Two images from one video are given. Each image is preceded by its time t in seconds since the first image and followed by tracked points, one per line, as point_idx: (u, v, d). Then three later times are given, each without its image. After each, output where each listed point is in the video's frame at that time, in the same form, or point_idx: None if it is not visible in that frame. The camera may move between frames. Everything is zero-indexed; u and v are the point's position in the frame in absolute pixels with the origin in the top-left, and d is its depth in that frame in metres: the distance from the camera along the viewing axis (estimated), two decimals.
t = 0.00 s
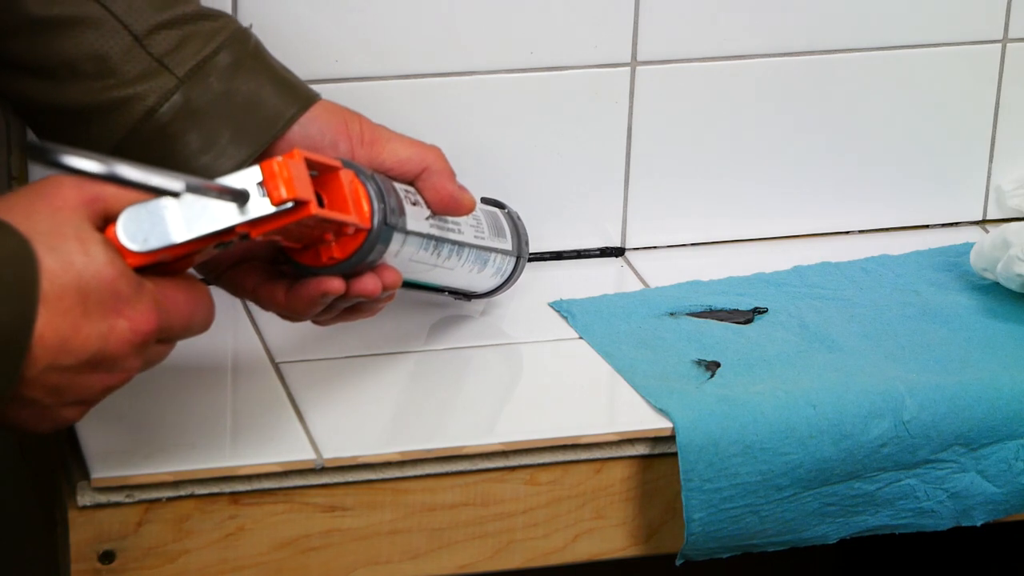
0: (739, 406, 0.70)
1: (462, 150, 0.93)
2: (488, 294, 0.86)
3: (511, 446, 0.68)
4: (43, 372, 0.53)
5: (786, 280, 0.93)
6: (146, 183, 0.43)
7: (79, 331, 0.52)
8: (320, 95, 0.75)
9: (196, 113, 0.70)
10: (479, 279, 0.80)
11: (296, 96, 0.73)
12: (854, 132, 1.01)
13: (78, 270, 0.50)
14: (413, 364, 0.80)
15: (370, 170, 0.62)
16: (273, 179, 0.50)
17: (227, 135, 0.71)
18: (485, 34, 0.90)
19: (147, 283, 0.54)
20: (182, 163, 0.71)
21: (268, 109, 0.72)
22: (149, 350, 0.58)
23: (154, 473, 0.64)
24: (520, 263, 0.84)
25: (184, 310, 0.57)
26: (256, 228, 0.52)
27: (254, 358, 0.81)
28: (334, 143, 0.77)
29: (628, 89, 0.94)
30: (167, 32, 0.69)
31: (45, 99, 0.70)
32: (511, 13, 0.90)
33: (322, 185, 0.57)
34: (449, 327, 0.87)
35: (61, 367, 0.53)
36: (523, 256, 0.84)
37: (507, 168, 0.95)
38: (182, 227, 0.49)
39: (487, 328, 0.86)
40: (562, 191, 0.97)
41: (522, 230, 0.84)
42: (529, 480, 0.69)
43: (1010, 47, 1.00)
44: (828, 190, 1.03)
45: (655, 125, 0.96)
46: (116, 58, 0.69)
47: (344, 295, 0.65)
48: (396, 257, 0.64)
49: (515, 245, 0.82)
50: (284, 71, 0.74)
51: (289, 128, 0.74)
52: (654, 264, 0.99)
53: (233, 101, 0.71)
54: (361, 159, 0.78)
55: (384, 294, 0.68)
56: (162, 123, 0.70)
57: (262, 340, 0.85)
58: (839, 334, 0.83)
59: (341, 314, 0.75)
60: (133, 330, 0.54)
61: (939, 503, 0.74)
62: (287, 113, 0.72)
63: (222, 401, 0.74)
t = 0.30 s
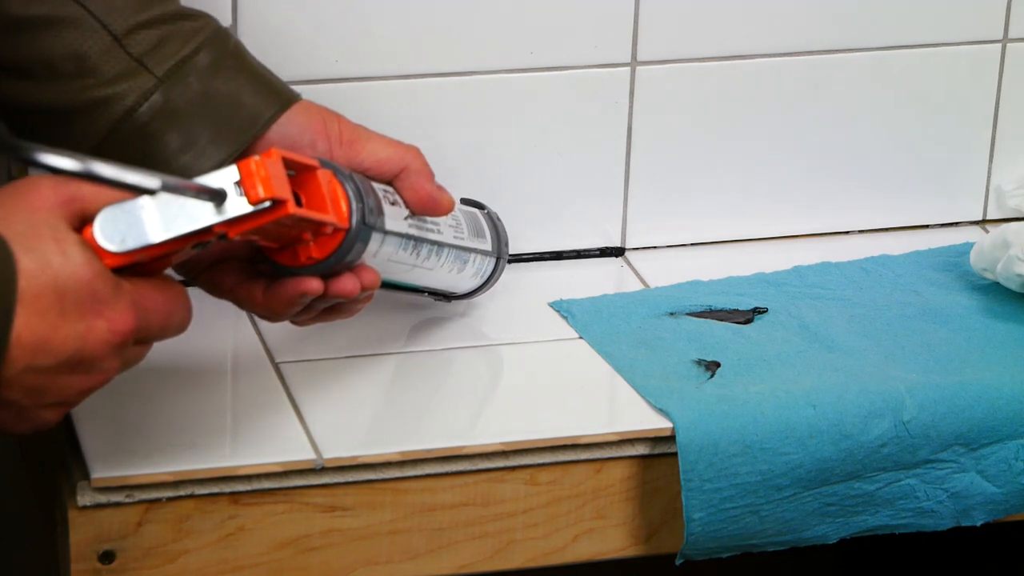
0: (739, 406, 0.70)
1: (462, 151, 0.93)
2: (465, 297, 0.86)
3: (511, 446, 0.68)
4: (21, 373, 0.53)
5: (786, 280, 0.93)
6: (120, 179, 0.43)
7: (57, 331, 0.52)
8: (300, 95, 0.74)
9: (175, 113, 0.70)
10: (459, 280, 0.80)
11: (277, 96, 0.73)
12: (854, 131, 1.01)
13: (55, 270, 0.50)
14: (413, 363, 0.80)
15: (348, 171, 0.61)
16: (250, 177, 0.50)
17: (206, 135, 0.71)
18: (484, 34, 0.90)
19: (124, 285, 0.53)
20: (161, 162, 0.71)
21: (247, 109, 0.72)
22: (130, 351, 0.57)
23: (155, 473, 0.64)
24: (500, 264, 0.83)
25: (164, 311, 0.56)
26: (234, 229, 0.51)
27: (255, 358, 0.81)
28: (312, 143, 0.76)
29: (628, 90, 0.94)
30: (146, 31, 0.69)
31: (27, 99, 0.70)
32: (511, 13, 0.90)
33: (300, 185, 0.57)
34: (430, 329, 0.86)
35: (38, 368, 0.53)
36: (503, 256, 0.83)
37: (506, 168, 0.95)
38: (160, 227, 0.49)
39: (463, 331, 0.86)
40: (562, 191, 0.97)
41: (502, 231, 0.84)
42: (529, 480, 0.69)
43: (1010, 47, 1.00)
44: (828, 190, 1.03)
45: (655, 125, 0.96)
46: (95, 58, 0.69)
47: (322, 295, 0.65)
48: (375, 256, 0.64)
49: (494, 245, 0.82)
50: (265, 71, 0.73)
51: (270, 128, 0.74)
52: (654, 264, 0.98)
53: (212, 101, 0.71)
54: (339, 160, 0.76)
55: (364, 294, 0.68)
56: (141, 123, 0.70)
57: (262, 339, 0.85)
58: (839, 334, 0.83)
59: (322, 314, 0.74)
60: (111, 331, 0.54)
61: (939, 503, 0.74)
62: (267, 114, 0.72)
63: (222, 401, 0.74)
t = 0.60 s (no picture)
0: (739, 406, 0.70)
1: (462, 151, 0.93)
2: (448, 297, 0.85)
3: (511, 446, 0.68)
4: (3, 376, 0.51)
5: (786, 280, 0.93)
6: (108, 182, 0.43)
7: (40, 333, 0.50)
8: (282, 97, 0.75)
9: (157, 114, 0.70)
10: (440, 282, 0.80)
11: (258, 97, 0.73)
12: (854, 132, 1.01)
13: (38, 272, 0.49)
14: (412, 362, 0.80)
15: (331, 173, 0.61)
16: (233, 179, 0.49)
17: (188, 137, 0.71)
18: (484, 34, 0.90)
19: (107, 286, 0.52)
20: (143, 164, 0.71)
21: (230, 110, 0.72)
22: (111, 354, 0.55)
23: (154, 473, 0.64)
24: (481, 266, 0.84)
25: (144, 313, 0.54)
26: (217, 230, 0.51)
27: (255, 358, 0.81)
28: (294, 145, 0.76)
29: (628, 90, 0.94)
30: (128, 32, 0.69)
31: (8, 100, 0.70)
32: (511, 14, 0.90)
33: (283, 187, 0.57)
34: (413, 329, 0.86)
35: (20, 371, 0.51)
36: (484, 258, 0.83)
37: (506, 168, 0.95)
38: (144, 228, 0.48)
39: (447, 331, 0.85)
40: (562, 192, 0.97)
41: (484, 233, 0.84)
42: (529, 480, 0.69)
43: (1010, 47, 1.00)
44: (828, 191, 1.03)
45: (655, 126, 0.96)
46: (77, 59, 0.68)
47: (305, 296, 0.64)
48: (357, 259, 0.64)
49: (475, 247, 0.82)
50: (246, 73, 0.74)
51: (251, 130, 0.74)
52: (654, 265, 0.98)
53: (194, 102, 0.71)
54: (322, 162, 0.77)
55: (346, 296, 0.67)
56: (123, 125, 0.70)
57: (263, 339, 0.85)
58: (839, 334, 0.83)
59: (304, 316, 0.74)
60: (96, 333, 0.52)
61: (939, 503, 0.74)
62: (249, 116, 0.72)
63: (221, 401, 0.74)
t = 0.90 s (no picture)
0: (739, 406, 0.70)
1: (461, 151, 0.93)
2: (427, 301, 0.85)
3: (511, 446, 0.68)
4: None
5: (786, 280, 0.93)
6: (94, 190, 0.44)
7: (22, 339, 0.50)
8: (265, 101, 0.75)
9: (140, 119, 0.70)
10: (422, 284, 0.79)
11: (242, 101, 0.73)
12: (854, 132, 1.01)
13: (20, 277, 0.48)
14: (410, 363, 0.80)
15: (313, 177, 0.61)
16: (217, 186, 0.49)
17: (171, 141, 0.71)
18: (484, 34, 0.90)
19: (91, 294, 0.51)
20: (126, 168, 0.71)
21: (213, 115, 0.72)
22: (96, 360, 0.54)
23: (154, 473, 0.64)
24: (462, 267, 0.83)
25: (127, 319, 0.53)
26: (201, 236, 0.50)
27: (255, 358, 0.81)
28: (276, 148, 0.76)
29: (628, 90, 0.94)
30: (111, 36, 0.69)
31: None
32: (511, 13, 0.90)
33: (266, 192, 0.56)
34: (394, 331, 0.85)
35: (3, 376, 0.51)
36: (466, 259, 0.83)
37: (506, 168, 0.95)
38: (128, 234, 0.48)
39: (440, 331, 0.85)
40: (561, 192, 0.97)
41: (464, 235, 0.83)
42: (529, 480, 0.69)
43: (1010, 47, 1.00)
44: (828, 191, 1.03)
45: (655, 126, 0.96)
46: (60, 62, 0.68)
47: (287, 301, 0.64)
48: (338, 263, 0.64)
49: (457, 248, 0.82)
50: (229, 77, 0.74)
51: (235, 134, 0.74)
52: (654, 265, 0.98)
53: (177, 106, 0.71)
54: (304, 165, 0.76)
55: (328, 302, 0.67)
56: (106, 129, 0.70)
57: (263, 339, 0.84)
58: (839, 334, 0.83)
59: (287, 321, 0.72)
60: (79, 340, 0.51)
61: (939, 503, 0.74)
62: (232, 120, 0.72)
63: (221, 402, 0.73)
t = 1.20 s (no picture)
0: (739, 406, 0.70)
1: (461, 151, 0.93)
2: (403, 302, 0.85)
3: (511, 446, 0.68)
4: None
5: (786, 280, 0.93)
6: (78, 202, 0.43)
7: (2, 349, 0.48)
8: (247, 107, 0.74)
9: (122, 125, 0.70)
10: (400, 287, 0.79)
11: (224, 108, 0.73)
12: (854, 132, 1.01)
13: None
14: (409, 363, 0.80)
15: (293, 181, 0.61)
16: (199, 193, 0.49)
17: (152, 148, 0.70)
18: (484, 34, 0.90)
19: (70, 300, 0.50)
20: (107, 174, 0.71)
21: (195, 121, 0.71)
22: (76, 367, 0.53)
23: (154, 473, 0.64)
24: (440, 269, 0.83)
25: (108, 325, 0.52)
26: (181, 244, 0.50)
27: (255, 357, 0.80)
28: (256, 154, 0.75)
29: (628, 90, 0.94)
30: (93, 41, 0.69)
31: None
32: (511, 13, 0.90)
33: (246, 198, 0.56)
34: (372, 333, 0.85)
35: None
36: (444, 261, 0.83)
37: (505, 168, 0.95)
38: (110, 242, 0.48)
39: (440, 331, 0.85)
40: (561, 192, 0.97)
41: (442, 237, 0.83)
42: (529, 480, 0.69)
43: (1010, 46, 1.00)
44: (828, 191, 1.03)
45: (655, 126, 0.96)
46: (41, 68, 0.68)
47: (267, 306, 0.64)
48: (319, 267, 0.64)
49: (435, 250, 0.82)
50: (212, 84, 0.73)
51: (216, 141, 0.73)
52: (654, 265, 0.98)
53: (158, 113, 0.70)
54: (284, 170, 0.76)
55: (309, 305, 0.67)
56: (87, 134, 0.70)
57: (262, 339, 0.84)
58: (838, 334, 0.83)
59: (266, 326, 0.72)
60: (59, 346, 0.50)
61: (939, 503, 0.74)
62: (214, 127, 0.72)
63: (220, 402, 0.73)
